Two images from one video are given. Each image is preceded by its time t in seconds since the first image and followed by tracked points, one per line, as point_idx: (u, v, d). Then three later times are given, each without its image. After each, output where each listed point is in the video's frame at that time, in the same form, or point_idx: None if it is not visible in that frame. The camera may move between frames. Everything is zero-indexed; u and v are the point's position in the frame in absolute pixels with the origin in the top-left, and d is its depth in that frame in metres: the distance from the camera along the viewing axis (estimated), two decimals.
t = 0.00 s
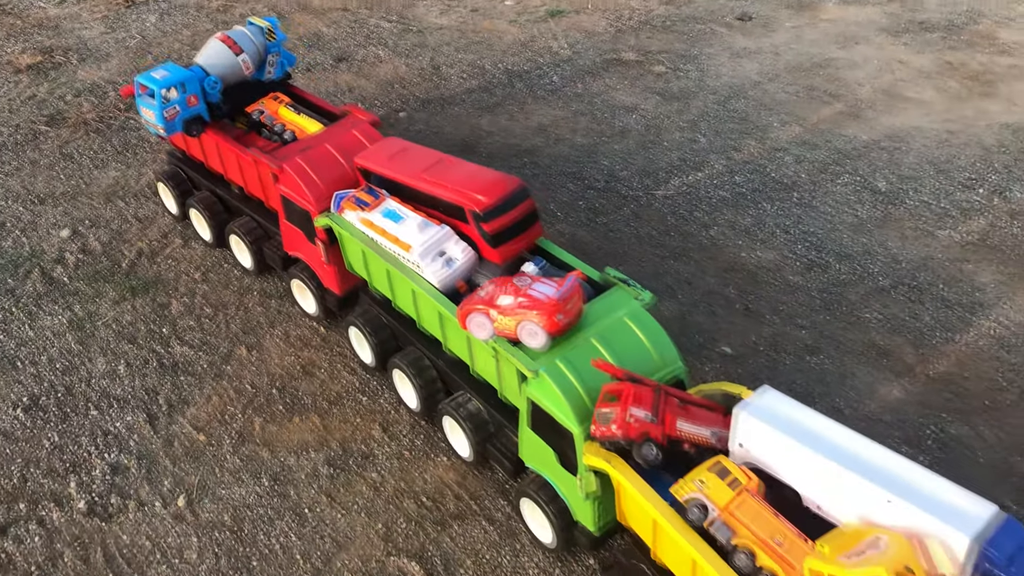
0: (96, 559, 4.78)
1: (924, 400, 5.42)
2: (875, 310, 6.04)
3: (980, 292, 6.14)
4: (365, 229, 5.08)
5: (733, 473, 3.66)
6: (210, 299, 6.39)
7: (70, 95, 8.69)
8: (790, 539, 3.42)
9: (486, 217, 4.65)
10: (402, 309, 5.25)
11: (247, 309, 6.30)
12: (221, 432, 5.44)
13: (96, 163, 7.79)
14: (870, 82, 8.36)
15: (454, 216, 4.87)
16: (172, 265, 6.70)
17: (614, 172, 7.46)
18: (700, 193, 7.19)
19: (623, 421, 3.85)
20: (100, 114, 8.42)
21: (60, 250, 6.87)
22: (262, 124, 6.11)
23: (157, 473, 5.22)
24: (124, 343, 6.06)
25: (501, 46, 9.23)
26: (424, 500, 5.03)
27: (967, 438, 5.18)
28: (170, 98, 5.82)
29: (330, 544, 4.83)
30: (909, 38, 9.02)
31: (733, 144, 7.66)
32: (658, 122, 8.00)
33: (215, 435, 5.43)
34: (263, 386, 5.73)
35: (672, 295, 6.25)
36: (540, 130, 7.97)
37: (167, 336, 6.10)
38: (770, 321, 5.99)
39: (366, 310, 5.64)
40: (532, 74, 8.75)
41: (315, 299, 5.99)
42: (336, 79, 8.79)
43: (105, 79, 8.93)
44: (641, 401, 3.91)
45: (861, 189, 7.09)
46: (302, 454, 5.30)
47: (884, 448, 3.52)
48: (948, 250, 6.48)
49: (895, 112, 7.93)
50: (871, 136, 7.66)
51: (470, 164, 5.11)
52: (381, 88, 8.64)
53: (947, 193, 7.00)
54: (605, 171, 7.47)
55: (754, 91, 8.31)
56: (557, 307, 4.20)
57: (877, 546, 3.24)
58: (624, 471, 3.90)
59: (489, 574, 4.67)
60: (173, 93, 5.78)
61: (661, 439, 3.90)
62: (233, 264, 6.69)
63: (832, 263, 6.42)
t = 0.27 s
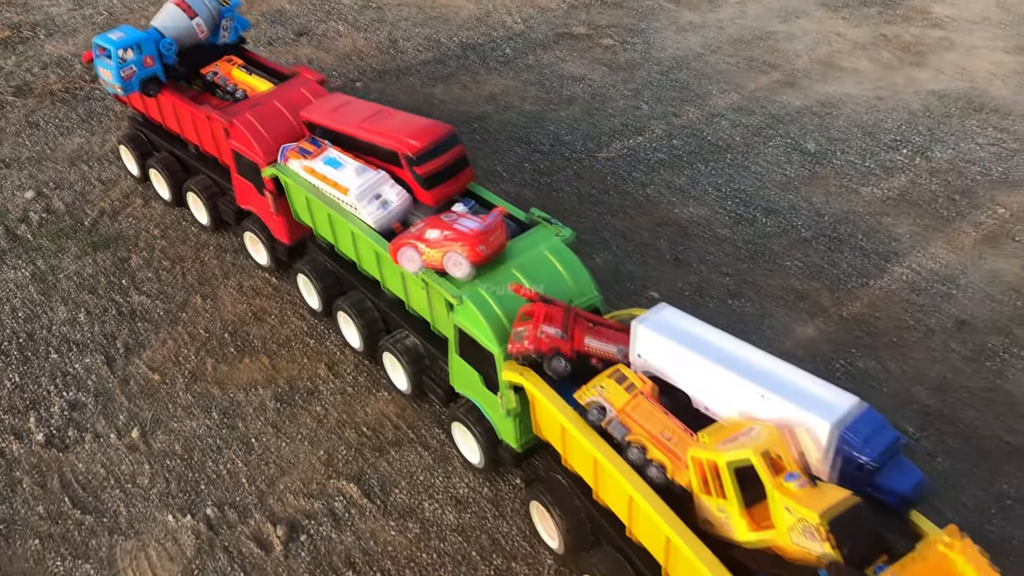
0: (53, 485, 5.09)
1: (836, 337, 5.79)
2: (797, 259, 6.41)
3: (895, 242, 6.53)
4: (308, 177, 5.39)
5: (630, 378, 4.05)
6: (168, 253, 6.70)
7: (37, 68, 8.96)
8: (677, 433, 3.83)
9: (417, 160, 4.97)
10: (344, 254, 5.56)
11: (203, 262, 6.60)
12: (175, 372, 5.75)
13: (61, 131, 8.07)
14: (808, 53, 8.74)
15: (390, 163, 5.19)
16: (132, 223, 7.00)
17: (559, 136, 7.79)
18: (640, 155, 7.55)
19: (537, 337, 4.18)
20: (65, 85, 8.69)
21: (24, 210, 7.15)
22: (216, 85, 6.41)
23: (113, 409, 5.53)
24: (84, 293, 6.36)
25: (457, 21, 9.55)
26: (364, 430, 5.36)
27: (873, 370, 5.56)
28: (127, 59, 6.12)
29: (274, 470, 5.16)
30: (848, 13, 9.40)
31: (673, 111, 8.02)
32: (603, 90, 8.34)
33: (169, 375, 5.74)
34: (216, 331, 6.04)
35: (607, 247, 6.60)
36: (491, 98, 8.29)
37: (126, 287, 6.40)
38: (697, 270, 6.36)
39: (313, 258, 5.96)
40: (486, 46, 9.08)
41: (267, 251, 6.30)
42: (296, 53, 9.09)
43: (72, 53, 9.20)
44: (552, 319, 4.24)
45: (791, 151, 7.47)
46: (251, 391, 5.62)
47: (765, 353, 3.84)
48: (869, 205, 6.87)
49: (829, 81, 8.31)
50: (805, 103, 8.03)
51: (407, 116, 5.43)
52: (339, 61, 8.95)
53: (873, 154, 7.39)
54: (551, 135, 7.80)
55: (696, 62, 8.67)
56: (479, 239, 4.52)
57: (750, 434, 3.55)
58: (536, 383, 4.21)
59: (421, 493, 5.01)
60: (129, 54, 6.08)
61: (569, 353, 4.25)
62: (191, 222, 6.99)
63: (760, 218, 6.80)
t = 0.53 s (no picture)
0: (19, 442, 5.33)
1: (768, 294, 6.12)
2: (736, 222, 6.73)
3: (829, 204, 6.86)
4: (262, 145, 5.64)
5: (555, 318, 4.34)
6: (131, 226, 6.93)
7: (4, 53, 9.14)
8: (599, 367, 4.13)
9: (362, 125, 5.23)
10: (298, 219, 5.83)
11: (165, 234, 6.84)
12: (138, 336, 5.99)
13: (27, 112, 8.26)
14: (755, 30, 9.06)
15: (338, 129, 5.45)
16: (97, 199, 7.22)
17: (513, 110, 8.04)
18: (590, 127, 7.82)
19: (473, 286, 4.43)
20: (32, 69, 8.88)
21: None
22: (176, 62, 6.66)
23: (78, 371, 5.77)
24: (50, 265, 6.58)
25: (417, 3, 9.80)
26: (318, 386, 5.63)
27: (802, 323, 5.88)
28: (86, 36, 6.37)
29: (232, 423, 5.42)
30: None
31: (624, 86, 8.31)
32: (557, 67, 8.62)
33: (132, 339, 5.98)
34: (177, 297, 6.28)
35: (555, 214, 6.87)
36: (448, 75, 8.55)
37: (91, 258, 6.63)
38: (641, 234, 6.65)
39: (269, 226, 6.21)
40: (444, 27, 9.33)
41: (226, 221, 6.55)
42: (259, 35, 9.31)
43: (38, 39, 9.39)
44: (487, 268, 4.50)
45: (735, 122, 7.78)
46: (211, 352, 5.87)
47: (680, 294, 4.16)
48: (807, 171, 7.19)
49: (774, 56, 8.63)
50: (750, 77, 8.35)
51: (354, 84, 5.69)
52: (301, 43, 9.18)
53: (812, 123, 7.71)
54: (505, 109, 8.06)
55: (647, 40, 8.97)
56: (419, 195, 4.79)
57: (661, 363, 3.87)
58: (473, 329, 4.46)
59: (372, 442, 5.28)
60: (87, 32, 6.34)
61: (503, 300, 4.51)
62: (154, 196, 7.22)
63: (702, 185, 7.11)
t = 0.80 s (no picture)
0: None
1: (716, 267, 6.41)
2: (687, 201, 7.01)
3: (776, 182, 7.16)
4: (226, 133, 5.88)
5: (502, 287, 4.61)
6: (104, 217, 7.15)
7: None
8: (542, 330, 4.41)
9: (320, 111, 5.48)
10: (263, 203, 6.07)
11: (137, 223, 7.07)
12: (112, 321, 6.22)
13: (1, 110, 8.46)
14: (709, 18, 9.35)
15: (298, 116, 5.70)
16: (70, 192, 7.44)
17: (475, 99, 8.30)
18: (549, 114, 8.08)
19: (424, 259, 4.67)
20: (5, 69, 9.07)
21: None
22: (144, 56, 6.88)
23: (54, 354, 5.99)
24: (25, 254, 6.79)
25: None
26: (286, 362, 5.87)
27: (747, 294, 6.17)
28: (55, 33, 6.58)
29: (203, 399, 5.66)
30: None
31: (582, 74, 8.59)
32: (518, 57, 8.88)
33: (106, 322, 6.21)
34: (150, 283, 6.51)
35: (514, 196, 7.14)
36: (412, 67, 8.80)
37: (65, 248, 6.84)
38: (596, 214, 6.93)
39: (236, 212, 6.45)
40: (409, 21, 9.58)
41: (196, 209, 6.78)
42: (227, 32, 9.53)
43: (11, 39, 9.57)
44: (439, 243, 4.73)
45: (688, 106, 8.06)
46: (182, 333, 6.11)
47: (616, 260, 4.44)
48: (756, 152, 7.48)
49: (727, 43, 8.93)
50: (704, 63, 8.64)
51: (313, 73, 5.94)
52: (269, 38, 9.41)
53: (763, 106, 8.00)
54: (468, 98, 8.31)
55: (605, 30, 9.25)
56: (374, 174, 5.04)
57: (598, 323, 4.14)
58: (426, 299, 4.69)
59: (337, 413, 5.54)
60: (56, 28, 6.55)
61: (454, 271, 4.76)
62: (126, 188, 7.44)
63: (655, 166, 7.39)
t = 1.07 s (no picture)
0: None
1: (676, 240, 6.73)
2: (649, 180, 7.33)
3: (734, 160, 7.50)
4: (205, 119, 6.15)
5: (467, 251, 4.91)
6: (89, 206, 7.40)
7: None
8: (505, 289, 4.69)
9: (294, 94, 5.77)
10: (242, 186, 6.35)
11: (121, 212, 7.33)
12: (98, 302, 6.47)
13: None
14: (672, 8, 9.69)
15: (273, 100, 5.98)
16: (55, 184, 7.69)
17: (446, 88, 8.59)
18: (517, 101, 8.38)
19: (393, 229, 4.95)
20: None
21: None
22: (124, 50, 7.14)
23: (43, 334, 6.24)
24: (12, 243, 7.03)
25: None
26: (266, 336, 6.15)
27: (705, 264, 6.50)
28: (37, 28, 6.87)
29: (187, 372, 5.93)
30: None
31: (549, 63, 8.91)
32: (487, 49, 9.19)
33: (93, 304, 6.47)
34: (134, 266, 6.77)
35: (484, 178, 7.43)
36: (385, 60, 9.09)
37: (51, 236, 7.09)
38: (563, 193, 7.24)
39: (216, 196, 6.72)
40: (382, 17, 9.87)
41: (177, 196, 7.05)
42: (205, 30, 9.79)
43: None
44: (407, 213, 5.02)
45: (651, 91, 8.39)
46: (166, 312, 6.38)
47: (571, 222, 4.75)
48: (716, 132, 7.82)
49: (689, 31, 9.28)
50: (666, 51, 8.98)
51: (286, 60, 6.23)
52: (246, 35, 9.68)
53: (722, 90, 8.35)
54: (439, 87, 8.61)
55: (572, 21, 9.58)
56: (344, 151, 5.34)
57: (555, 279, 4.45)
58: (396, 266, 4.96)
59: (316, 382, 5.82)
60: (38, 24, 6.83)
61: (422, 238, 5.04)
62: (110, 179, 7.70)
63: (619, 148, 7.71)
